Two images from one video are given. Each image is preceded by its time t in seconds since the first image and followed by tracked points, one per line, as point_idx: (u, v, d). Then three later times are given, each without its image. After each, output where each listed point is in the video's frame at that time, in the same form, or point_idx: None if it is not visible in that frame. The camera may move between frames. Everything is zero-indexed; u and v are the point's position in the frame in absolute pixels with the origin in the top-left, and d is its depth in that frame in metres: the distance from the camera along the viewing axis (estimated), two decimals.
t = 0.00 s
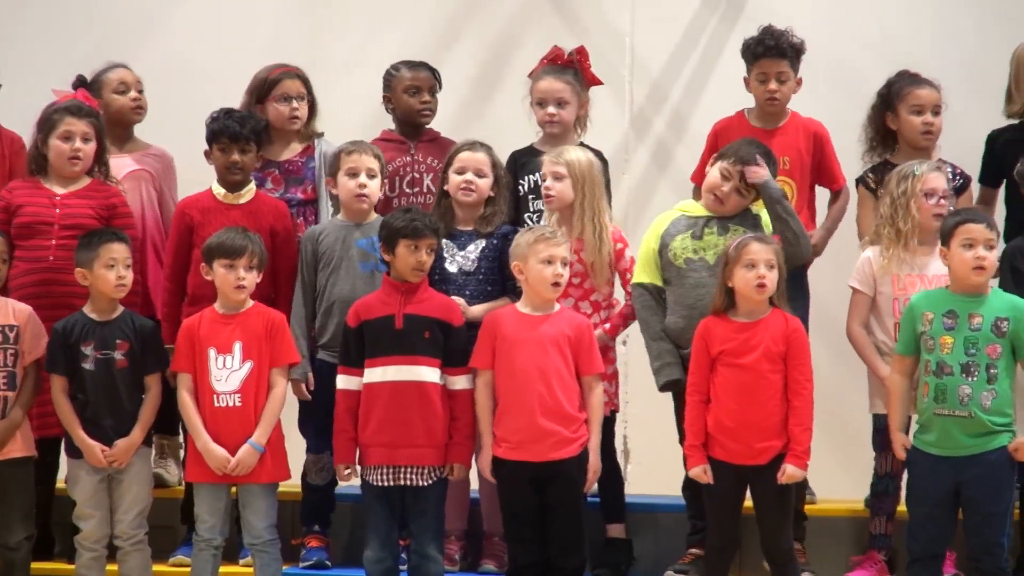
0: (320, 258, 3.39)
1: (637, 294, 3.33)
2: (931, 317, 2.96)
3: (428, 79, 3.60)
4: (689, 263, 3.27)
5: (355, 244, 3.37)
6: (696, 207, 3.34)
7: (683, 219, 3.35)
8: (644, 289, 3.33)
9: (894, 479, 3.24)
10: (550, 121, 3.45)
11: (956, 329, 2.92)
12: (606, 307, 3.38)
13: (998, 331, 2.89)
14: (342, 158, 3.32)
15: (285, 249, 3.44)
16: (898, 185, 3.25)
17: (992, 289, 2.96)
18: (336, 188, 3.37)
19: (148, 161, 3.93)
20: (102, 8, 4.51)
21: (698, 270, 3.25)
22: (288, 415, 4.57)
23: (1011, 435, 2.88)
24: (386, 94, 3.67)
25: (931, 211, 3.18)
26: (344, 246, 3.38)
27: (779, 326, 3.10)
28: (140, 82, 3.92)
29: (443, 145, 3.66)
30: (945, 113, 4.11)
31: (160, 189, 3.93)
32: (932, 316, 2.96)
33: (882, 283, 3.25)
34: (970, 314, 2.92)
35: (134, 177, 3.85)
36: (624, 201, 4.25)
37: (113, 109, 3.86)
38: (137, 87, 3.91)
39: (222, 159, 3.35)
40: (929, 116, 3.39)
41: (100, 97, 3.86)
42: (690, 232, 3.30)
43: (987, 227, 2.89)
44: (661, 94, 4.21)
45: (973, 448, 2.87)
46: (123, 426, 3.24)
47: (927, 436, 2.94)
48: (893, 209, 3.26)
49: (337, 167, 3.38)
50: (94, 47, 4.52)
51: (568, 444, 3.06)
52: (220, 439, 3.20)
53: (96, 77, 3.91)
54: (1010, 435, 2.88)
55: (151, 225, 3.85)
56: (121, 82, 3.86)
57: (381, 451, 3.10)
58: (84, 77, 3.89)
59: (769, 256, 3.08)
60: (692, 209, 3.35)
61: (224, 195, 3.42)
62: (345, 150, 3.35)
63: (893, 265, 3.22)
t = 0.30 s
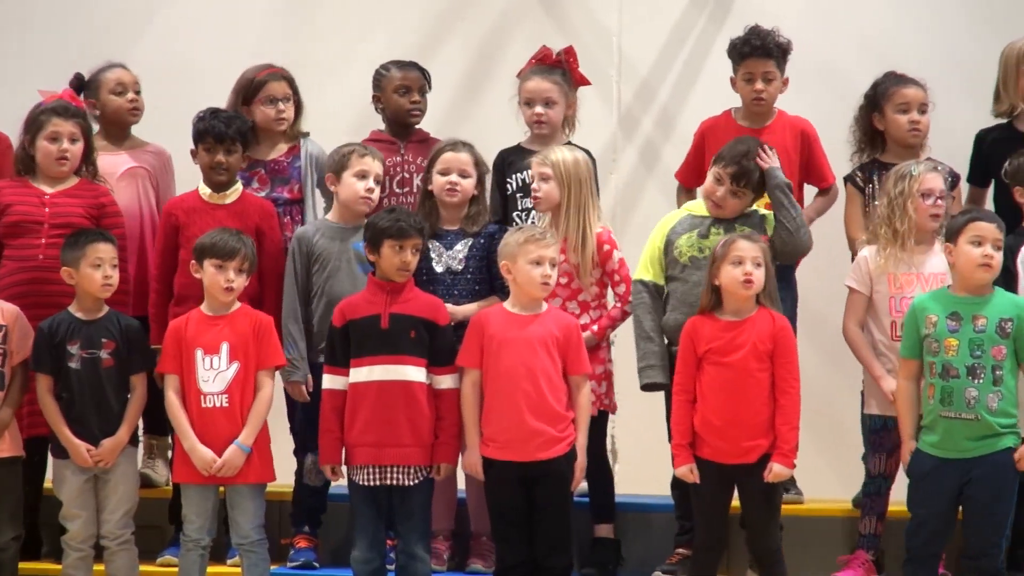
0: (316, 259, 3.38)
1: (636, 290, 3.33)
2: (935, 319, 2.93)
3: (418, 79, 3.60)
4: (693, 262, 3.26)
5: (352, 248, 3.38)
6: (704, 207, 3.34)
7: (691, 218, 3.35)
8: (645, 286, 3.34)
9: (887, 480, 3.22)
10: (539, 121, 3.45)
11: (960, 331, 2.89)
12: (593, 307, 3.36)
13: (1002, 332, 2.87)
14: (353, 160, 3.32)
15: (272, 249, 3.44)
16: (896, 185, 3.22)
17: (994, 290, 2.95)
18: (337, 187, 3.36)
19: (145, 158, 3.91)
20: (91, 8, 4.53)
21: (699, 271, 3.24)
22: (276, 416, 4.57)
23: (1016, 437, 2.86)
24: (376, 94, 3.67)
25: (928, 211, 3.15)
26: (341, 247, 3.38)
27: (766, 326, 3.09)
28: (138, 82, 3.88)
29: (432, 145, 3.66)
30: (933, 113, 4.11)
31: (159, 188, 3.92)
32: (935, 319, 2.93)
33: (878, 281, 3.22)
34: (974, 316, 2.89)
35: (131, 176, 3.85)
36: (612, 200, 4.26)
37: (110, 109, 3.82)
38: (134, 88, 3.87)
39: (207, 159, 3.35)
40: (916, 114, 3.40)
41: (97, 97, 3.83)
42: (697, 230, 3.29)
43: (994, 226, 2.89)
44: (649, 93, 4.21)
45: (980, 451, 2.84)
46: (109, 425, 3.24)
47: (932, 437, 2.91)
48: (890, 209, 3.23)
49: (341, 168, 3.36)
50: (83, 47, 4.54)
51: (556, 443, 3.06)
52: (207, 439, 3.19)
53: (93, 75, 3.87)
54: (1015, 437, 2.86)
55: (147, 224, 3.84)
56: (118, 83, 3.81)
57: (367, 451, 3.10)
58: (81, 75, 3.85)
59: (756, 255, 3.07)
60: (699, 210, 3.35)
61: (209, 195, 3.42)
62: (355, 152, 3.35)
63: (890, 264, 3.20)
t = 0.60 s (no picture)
0: (318, 261, 3.35)
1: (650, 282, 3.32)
2: (920, 320, 2.93)
3: (407, 79, 3.61)
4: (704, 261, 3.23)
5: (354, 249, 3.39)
6: (724, 205, 3.29)
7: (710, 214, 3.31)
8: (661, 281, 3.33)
9: (879, 480, 3.23)
10: (528, 121, 3.46)
11: (945, 331, 2.89)
12: (596, 307, 3.34)
13: (987, 332, 2.87)
14: (355, 165, 3.30)
15: (262, 249, 3.44)
16: (891, 185, 3.21)
17: (978, 289, 2.94)
18: (338, 195, 3.34)
19: (148, 161, 3.84)
20: (80, 9, 4.53)
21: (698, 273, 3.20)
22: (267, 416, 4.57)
23: (999, 437, 2.85)
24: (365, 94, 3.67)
25: (923, 210, 3.14)
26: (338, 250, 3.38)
27: (755, 328, 3.09)
28: (142, 84, 3.80)
29: (421, 146, 3.66)
30: (922, 113, 4.11)
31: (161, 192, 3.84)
32: (921, 319, 2.92)
33: (875, 281, 3.18)
34: (959, 316, 2.89)
35: (132, 177, 3.78)
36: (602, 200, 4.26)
37: (112, 112, 3.76)
38: (139, 91, 3.80)
39: (195, 160, 3.37)
40: (903, 115, 3.39)
41: (101, 98, 3.76)
42: (712, 229, 3.25)
43: (967, 225, 2.86)
44: (638, 94, 4.22)
45: (963, 451, 2.83)
46: (99, 424, 3.24)
47: (914, 436, 2.90)
48: (885, 208, 3.21)
49: (339, 177, 3.33)
50: (73, 48, 4.54)
51: (544, 444, 3.06)
52: (196, 439, 3.19)
53: (99, 75, 3.80)
54: (997, 437, 2.85)
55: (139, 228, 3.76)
56: (122, 86, 3.74)
57: (355, 452, 3.10)
58: (87, 74, 3.78)
59: (743, 259, 3.06)
60: (720, 207, 3.31)
61: (198, 195, 3.43)
62: (358, 157, 3.35)
63: (886, 264, 3.17)
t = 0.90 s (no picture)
0: (313, 263, 3.34)
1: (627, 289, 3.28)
2: (876, 323, 2.94)
3: (393, 78, 3.60)
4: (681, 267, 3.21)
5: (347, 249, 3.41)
6: (699, 211, 3.28)
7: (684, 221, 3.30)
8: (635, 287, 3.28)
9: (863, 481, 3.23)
10: (513, 120, 3.46)
11: (901, 333, 2.89)
12: (594, 308, 3.34)
13: (942, 331, 2.87)
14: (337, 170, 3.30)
15: (247, 249, 3.44)
16: (876, 185, 3.19)
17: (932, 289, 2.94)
18: (323, 200, 3.34)
19: (140, 161, 3.83)
20: (67, 8, 4.53)
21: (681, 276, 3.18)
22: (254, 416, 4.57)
23: (961, 436, 2.84)
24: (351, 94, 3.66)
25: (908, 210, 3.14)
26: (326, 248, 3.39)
27: (741, 329, 3.08)
28: (136, 85, 3.79)
29: (406, 146, 3.66)
30: (908, 113, 4.11)
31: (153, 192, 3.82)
32: (876, 323, 2.93)
33: (862, 280, 3.17)
34: (914, 317, 2.89)
35: (122, 177, 3.77)
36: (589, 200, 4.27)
37: (105, 113, 3.75)
38: (132, 93, 3.78)
39: (180, 160, 3.36)
40: (889, 115, 3.40)
41: (94, 99, 3.75)
42: (689, 235, 3.24)
43: (911, 222, 2.87)
44: (624, 94, 4.22)
45: (924, 451, 2.83)
46: (85, 425, 3.24)
47: (877, 438, 2.90)
48: (871, 208, 3.20)
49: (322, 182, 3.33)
50: (59, 47, 4.54)
51: (530, 445, 3.06)
52: (183, 439, 3.18)
53: (92, 74, 3.79)
54: (959, 436, 2.85)
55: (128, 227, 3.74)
56: (115, 86, 3.74)
57: (340, 452, 3.09)
58: (80, 74, 3.78)
59: (729, 259, 3.05)
60: (694, 212, 3.30)
61: (183, 195, 3.43)
62: (341, 162, 3.35)
63: (872, 264, 3.14)
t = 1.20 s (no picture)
0: (288, 263, 3.35)
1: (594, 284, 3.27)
2: (835, 329, 2.94)
3: (375, 79, 3.60)
4: (647, 263, 3.21)
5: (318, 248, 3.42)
6: (658, 205, 3.28)
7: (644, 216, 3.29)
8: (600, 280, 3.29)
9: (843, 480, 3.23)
10: (496, 120, 3.46)
11: (862, 338, 2.90)
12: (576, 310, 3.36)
13: (902, 332, 2.88)
14: (304, 162, 3.33)
15: (229, 250, 3.44)
16: (852, 184, 3.19)
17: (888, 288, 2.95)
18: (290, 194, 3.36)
19: (119, 161, 3.84)
20: (50, 9, 4.53)
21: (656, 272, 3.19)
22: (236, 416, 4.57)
23: (924, 437, 2.86)
24: (332, 94, 3.67)
25: (884, 209, 3.13)
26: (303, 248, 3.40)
27: (724, 329, 3.08)
28: (117, 86, 3.80)
29: (388, 146, 3.67)
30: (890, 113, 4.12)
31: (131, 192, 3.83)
32: (836, 328, 2.94)
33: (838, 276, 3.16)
34: (872, 320, 2.90)
35: (101, 178, 3.78)
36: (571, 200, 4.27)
37: (84, 113, 3.76)
38: (113, 93, 3.79)
39: (165, 160, 3.37)
40: (871, 115, 3.40)
41: (75, 98, 3.76)
42: (649, 230, 3.24)
43: (857, 219, 2.91)
44: (606, 94, 4.22)
45: (889, 453, 2.84)
46: (69, 425, 3.25)
47: (843, 441, 2.90)
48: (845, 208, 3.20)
49: (290, 175, 3.36)
50: (43, 48, 4.54)
51: (512, 446, 3.06)
52: (165, 439, 3.19)
53: (73, 74, 3.80)
54: (923, 436, 2.87)
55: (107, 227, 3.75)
56: (96, 86, 3.74)
57: (324, 452, 3.10)
58: (61, 73, 3.79)
59: (712, 258, 3.04)
60: (653, 208, 3.29)
61: (166, 195, 3.43)
62: (306, 156, 3.37)
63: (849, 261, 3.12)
